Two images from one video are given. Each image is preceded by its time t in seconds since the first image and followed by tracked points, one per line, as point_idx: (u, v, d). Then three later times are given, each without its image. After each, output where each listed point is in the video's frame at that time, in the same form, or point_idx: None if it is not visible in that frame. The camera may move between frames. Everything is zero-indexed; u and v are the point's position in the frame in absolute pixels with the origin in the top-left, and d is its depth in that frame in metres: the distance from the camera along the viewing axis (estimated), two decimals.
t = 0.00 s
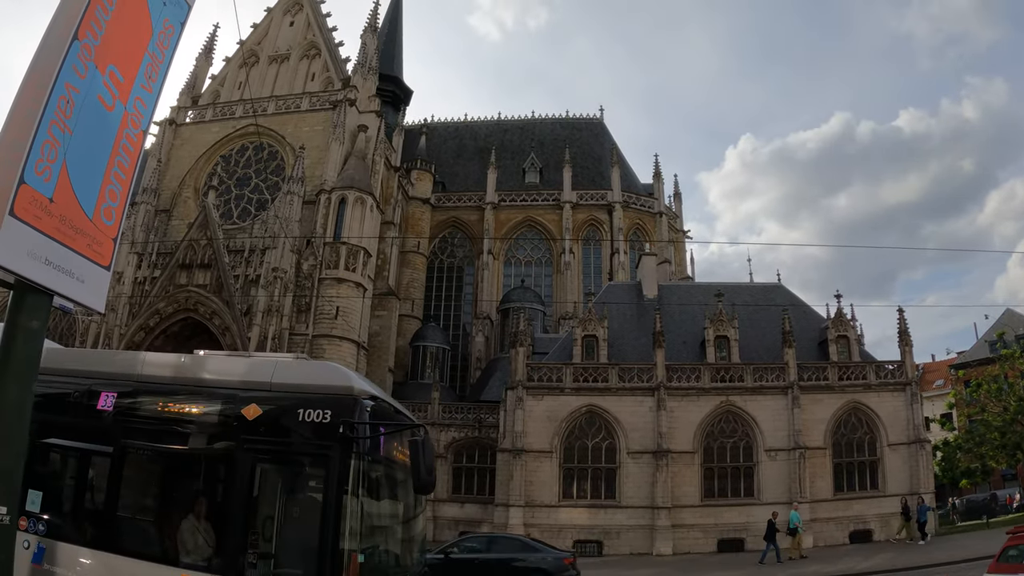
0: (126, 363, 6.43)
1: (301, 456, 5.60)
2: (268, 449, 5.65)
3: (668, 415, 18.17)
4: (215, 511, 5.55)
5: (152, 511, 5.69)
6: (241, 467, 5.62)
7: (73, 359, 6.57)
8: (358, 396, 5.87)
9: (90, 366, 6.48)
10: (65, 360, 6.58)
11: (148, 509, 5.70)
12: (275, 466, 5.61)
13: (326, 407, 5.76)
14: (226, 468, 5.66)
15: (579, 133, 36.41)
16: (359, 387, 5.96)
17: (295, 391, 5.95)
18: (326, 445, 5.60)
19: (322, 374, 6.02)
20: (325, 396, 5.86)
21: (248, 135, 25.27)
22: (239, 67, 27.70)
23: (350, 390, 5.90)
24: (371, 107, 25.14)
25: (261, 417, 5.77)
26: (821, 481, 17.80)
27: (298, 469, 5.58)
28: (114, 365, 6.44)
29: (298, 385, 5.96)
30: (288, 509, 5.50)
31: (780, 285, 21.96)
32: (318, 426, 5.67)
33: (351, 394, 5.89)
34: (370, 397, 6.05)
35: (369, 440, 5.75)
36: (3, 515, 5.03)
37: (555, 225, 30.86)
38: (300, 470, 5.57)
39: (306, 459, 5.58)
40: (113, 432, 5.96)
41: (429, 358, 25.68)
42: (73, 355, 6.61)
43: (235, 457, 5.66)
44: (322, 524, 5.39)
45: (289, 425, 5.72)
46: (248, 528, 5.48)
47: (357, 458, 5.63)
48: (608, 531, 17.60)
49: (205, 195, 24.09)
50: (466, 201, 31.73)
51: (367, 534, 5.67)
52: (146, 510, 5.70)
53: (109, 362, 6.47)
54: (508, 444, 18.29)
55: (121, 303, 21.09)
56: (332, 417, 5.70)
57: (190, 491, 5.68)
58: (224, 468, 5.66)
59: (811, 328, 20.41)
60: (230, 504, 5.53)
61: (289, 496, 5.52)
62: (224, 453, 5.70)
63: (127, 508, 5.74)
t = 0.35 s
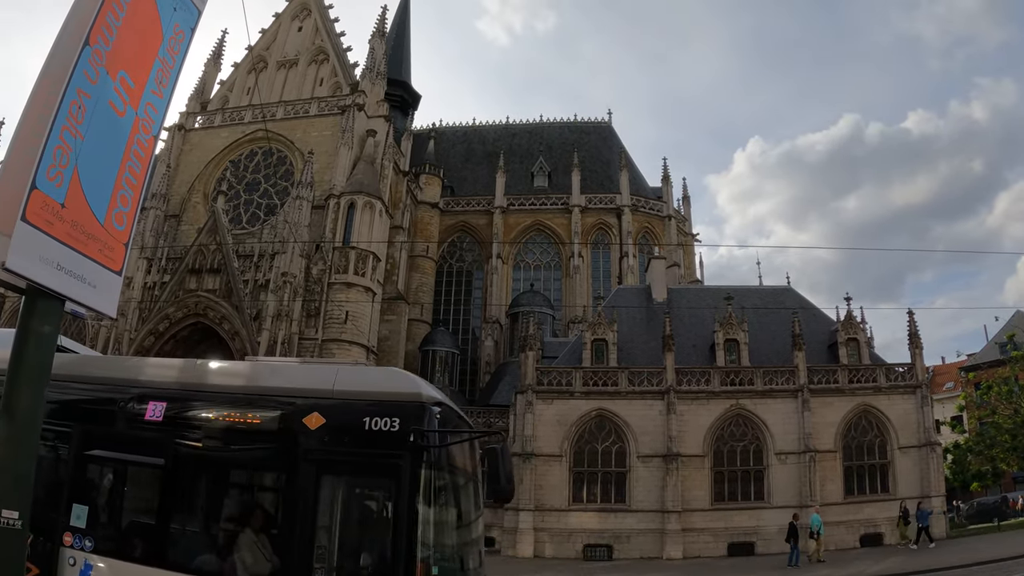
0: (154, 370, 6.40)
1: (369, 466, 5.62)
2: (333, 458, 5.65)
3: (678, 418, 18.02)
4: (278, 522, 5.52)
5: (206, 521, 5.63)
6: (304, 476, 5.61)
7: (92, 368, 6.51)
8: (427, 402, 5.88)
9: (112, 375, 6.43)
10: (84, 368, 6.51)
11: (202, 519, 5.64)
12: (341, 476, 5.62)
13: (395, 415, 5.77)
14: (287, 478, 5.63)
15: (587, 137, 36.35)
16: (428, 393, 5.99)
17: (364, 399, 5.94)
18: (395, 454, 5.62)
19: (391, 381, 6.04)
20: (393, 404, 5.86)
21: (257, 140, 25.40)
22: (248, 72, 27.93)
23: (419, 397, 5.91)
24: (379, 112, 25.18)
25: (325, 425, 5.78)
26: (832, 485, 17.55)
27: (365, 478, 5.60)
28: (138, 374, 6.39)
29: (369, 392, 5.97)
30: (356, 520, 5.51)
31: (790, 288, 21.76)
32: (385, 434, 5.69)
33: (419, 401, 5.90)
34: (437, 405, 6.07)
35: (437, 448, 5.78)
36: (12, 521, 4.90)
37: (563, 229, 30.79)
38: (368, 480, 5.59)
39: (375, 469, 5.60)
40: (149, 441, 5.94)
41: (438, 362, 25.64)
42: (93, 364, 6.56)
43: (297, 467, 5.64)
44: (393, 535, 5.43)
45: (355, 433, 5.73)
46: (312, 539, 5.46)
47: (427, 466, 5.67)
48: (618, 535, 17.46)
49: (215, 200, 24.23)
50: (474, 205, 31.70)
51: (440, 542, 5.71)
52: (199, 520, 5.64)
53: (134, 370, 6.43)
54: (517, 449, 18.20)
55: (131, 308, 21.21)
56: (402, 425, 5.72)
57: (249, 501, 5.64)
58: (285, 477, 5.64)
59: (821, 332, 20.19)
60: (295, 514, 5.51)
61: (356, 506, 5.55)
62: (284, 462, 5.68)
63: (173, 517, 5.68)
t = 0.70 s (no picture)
0: (173, 371, 6.34)
1: (447, 470, 5.52)
2: (410, 464, 5.56)
3: (688, 421, 17.87)
4: (357, 529, 5.42)
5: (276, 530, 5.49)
6: (381, 483, 5.52)
7: (108, 372, 6.48)
8: (505, 403, 5.80)
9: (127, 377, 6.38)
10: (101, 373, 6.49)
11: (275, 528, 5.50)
12: (420, 482, 5.52)
13: (475, 419, 5.68)
14: (364, 485, 5.53)
15: (595, 140, 36.27)
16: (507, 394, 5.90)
17: (443, 401, 5.84)
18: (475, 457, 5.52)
19: (468, 383, 5.94)
20: (472, 406, 5.77)
21: (265, 144, 25.49)
22: (256, 77, 28.06)
23: (496, 399, 5.81)
24: (387, 116, 25.22)
25: (399, 430, 5.67)
26: (842, 487, 17.33)
27: (444, 483, 5.49)
28: (155, 376, 6.32)
29: (447, 394, 5.86)
30: (438, 526, 5.41)
31: (799, 290, 21.55)
32: (464, 437, 5.60)
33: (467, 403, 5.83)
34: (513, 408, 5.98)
35: (517, 452, 5.68)
36: (27, 527, 4.93)
37: (572, 232, 30.71)
38: (447, 485, 5.48)
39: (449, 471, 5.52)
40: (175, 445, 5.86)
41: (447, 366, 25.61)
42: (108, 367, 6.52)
43: (374, 474, 5.55)
44: (477, 541, 5.31)
45: (433, 437, 5.62)
46: (393, 547, 5.36)
47: (507, 470, 5.55)
48: (629, 538, 17.29)
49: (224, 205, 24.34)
50: (483, 209, 31.68)
51: (521, 549, 5.56)
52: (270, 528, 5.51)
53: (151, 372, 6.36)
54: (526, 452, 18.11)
55: (140, 313, 21.33)
56: (487, 426, 5.63)
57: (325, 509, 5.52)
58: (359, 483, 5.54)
59: (831, 334, 19.97)
60: (375, 521, 5.41)
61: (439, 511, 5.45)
62: (360, 468, 5.59)
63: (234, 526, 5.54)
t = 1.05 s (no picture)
0: (155, 374, 6.07)
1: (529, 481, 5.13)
2: (490, 474, 5.16)
3: (696, 424, 17.73)
4: (435, 546, 4.98)
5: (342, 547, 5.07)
6: (460, 494, 5.11)
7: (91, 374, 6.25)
8: (585, 409, 5.45)
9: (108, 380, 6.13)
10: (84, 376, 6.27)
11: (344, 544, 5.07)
12: (501, 494, 5.13)
13: (557, 426, 5.28)
14: (441, 497, 5.11)
15: (602, 143, 36.22)
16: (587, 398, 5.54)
17: (521, 407, 5.46)
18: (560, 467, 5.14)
19: (545, 388, 5.56)
20: (552, 413, 5.39)
21: (273, 148, 25.56)
22: (263, 81, 28.18)
23: (577, 405, 5.44)
24: (394, 120, 25.23)
25: (478, 438, 5.28)
26: (851, 489, 17.12)
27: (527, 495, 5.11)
28: (138, 379, 6.06)
29: (526, 400, 5.48)
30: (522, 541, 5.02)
31: (807, 292, 21.36)
32: (547, 445, 5.21)
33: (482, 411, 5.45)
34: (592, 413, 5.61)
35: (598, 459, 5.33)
36: (39, 531, 4.90)
37: (580, 235, 30.62)
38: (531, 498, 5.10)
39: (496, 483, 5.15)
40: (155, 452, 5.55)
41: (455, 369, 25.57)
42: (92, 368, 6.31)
43: (451, 485, 5.14)
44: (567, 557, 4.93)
45: (512, 445, 5.23)
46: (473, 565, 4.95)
47: (590, 477, 5.21)
48: (638, 542, 17.12)
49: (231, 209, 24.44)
50: (490, 212, 31.69)
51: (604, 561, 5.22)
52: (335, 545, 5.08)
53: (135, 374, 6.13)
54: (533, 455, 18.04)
55: (149, 317, 21.41)
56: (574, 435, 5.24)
57: (398, 523, 5.09)
58: (435, 495, 5.12)
59: (839, 336, 19.77)
60: (455, 537, 4.99)
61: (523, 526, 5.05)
62: (435, 478, 5.18)
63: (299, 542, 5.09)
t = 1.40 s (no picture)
0: (149, 377, 5.95)
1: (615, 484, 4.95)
2: (573, 476, 4.96)
3: (702, 426, 17.64)
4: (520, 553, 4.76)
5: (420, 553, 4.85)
6: (542, 497, 4.90)
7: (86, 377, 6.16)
8: (663, 409, 5.32)
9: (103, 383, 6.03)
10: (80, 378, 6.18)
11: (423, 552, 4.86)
12: (584, 498, 4.91)
13: (639, 427, 5.14)
14: (523, 500, 4.90)
15: (607, 145, 36.16)
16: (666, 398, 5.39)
17: (600, 408, 5.29)
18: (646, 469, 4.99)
19: (622, 388, 5.39)
20: (631, 414, 5.22)
21: (278, 152, 25.66)
22: (269, 85, 28.33)
23: (655, 406, 5.29)
24: (400, 123, 25.28)
25: (559, 440, 5.10)
26: (859, 490, 17.02)
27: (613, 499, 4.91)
28: (133, 383, 5.94)
29: (605, 402, 5.30)
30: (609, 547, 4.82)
31: (813, 293, 21.20)
32: (629, 446, 5.07)
33: (491, 413, 5.30)
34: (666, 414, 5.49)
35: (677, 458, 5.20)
36: (48, 534, 4.89)
37: (585, 238, 30.56)
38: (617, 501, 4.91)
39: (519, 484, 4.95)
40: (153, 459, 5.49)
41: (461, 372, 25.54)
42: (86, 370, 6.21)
43: (533, 487, 4.93)
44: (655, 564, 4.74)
45: (593, 446, 5.07)
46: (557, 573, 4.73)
47: (670, 476, 5.08)
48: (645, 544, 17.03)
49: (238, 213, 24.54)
50: (496, 215, 31.69)
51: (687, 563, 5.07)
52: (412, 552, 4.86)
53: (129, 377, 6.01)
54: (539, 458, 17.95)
55: (155, 321, 21.48)
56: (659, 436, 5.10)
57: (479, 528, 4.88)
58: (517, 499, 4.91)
59: (846, 338, 19.62)
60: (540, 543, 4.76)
61: (608, 531, 4.85)
62: (515, 481, 4.97)
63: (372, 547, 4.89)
